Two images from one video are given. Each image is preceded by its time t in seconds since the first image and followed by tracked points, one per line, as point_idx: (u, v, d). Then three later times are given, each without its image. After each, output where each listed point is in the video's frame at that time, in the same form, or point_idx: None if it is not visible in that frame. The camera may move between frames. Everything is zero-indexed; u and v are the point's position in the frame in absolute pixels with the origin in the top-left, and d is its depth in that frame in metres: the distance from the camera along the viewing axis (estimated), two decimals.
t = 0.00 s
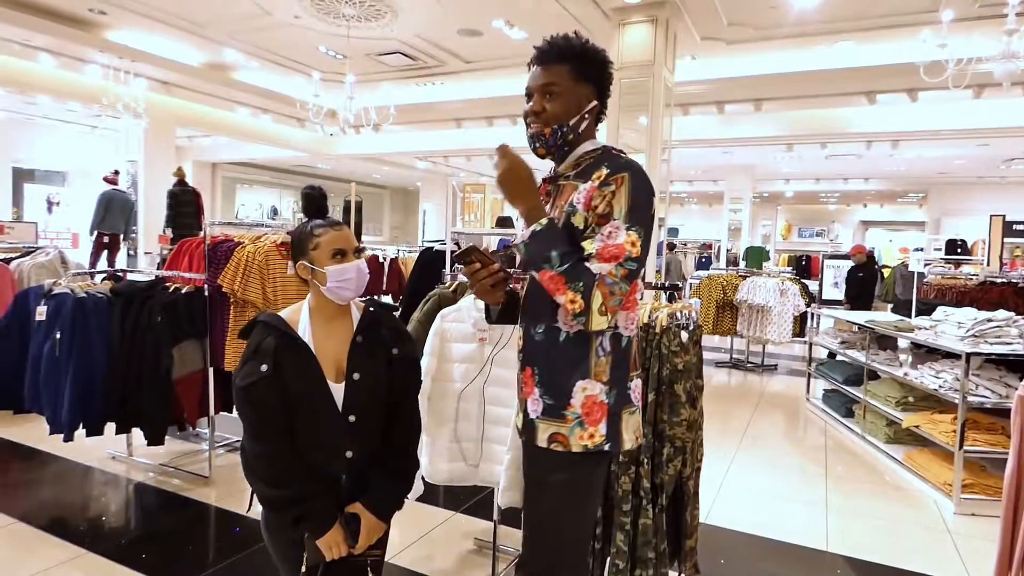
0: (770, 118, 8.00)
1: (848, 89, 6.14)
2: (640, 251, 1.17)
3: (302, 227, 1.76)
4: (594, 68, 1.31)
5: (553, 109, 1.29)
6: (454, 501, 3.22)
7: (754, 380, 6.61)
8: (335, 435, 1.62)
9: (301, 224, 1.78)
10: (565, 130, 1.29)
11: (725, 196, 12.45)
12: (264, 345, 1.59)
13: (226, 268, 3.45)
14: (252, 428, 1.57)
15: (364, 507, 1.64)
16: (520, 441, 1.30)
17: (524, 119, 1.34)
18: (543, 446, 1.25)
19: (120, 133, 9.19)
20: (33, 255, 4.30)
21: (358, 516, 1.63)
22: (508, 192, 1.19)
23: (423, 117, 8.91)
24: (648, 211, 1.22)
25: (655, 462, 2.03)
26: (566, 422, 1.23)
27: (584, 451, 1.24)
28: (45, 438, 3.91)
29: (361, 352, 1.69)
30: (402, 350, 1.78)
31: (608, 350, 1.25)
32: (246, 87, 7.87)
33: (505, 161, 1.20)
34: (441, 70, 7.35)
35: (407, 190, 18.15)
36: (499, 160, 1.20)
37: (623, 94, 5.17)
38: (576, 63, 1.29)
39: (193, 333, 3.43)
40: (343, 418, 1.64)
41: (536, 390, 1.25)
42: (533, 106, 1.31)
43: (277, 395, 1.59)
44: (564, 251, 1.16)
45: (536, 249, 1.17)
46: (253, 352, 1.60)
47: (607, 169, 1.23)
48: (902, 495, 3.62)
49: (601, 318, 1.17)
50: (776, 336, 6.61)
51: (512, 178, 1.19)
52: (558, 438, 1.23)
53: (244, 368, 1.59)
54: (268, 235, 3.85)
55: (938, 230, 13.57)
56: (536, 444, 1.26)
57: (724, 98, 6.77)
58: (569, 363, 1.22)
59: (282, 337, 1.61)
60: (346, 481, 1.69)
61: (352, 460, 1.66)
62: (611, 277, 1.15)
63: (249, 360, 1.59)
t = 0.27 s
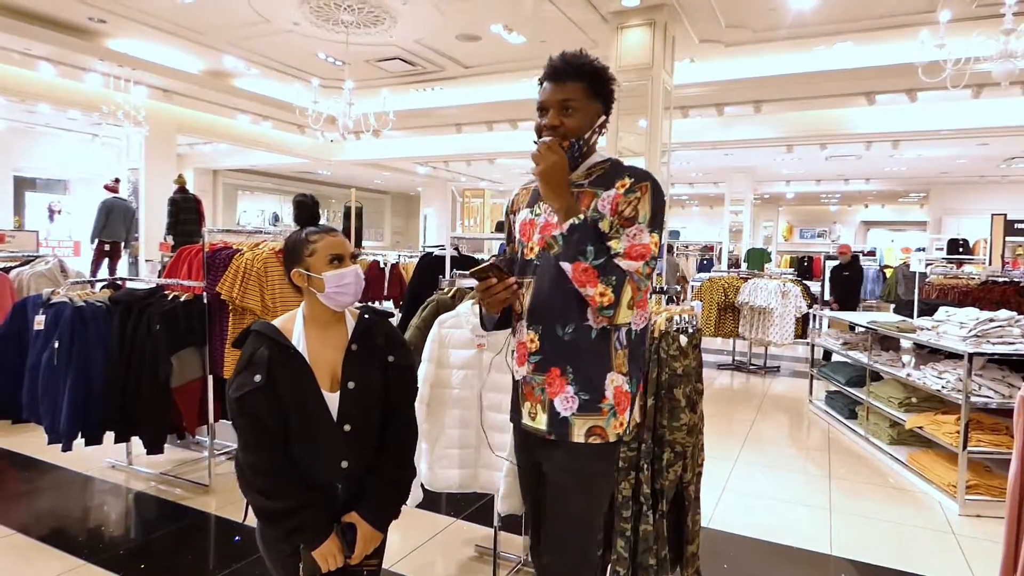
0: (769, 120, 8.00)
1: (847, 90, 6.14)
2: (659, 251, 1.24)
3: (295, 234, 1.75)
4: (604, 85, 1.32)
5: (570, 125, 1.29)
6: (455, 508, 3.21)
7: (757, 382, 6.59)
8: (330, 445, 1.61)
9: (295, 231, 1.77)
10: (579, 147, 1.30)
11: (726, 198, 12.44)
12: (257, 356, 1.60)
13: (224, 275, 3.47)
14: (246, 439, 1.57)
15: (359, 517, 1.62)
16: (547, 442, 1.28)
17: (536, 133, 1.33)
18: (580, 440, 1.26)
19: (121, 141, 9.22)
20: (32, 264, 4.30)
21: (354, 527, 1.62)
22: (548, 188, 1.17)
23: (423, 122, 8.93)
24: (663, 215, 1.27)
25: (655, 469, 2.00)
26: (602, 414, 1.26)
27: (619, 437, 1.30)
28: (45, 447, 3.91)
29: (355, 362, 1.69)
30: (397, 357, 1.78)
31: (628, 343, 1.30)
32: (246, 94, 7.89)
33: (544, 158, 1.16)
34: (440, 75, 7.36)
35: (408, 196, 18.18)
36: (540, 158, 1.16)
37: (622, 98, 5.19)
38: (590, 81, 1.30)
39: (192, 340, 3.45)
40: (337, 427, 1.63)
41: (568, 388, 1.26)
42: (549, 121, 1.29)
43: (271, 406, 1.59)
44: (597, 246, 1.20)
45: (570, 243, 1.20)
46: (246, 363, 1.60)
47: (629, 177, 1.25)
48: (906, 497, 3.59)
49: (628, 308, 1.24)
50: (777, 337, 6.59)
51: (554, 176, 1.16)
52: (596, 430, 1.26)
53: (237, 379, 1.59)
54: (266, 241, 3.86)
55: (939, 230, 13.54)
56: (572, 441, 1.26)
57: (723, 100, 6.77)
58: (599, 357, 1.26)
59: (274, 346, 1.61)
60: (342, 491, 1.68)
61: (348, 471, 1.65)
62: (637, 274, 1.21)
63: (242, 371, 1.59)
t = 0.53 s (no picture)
0: (770, 122, 8.00)
1: (848, 91, 6.13)
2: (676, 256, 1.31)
3: (289, 235, 1.74)
4: (622, 95, 1.34)
5: (594, 133, 1.29)
6: (452, 510, 3.20)
7: (756, 384, 6.58)
8: (325, 447, 1.61)
9: (287, 232, 1.76)
10: (601, 155, 1.32)
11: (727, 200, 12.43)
12: (250, 358, 1.58)
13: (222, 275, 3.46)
14: (239, 442, 1.55)
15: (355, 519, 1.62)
16: (568, 442, 1.28)
17: (556, 137, 1.32)
18: (604, 437, 1.28)
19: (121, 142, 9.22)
20: (30, 265, 4.30)
21: (350, 529, 1.62)
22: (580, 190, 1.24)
23: (423, 123, 8.93)
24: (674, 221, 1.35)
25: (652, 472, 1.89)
26: (622, 411, 1.29)
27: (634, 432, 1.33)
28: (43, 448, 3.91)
29: (349, 363, 1.69)
30: (391, 357, 1.77)
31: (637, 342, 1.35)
32: (246, 95, 7.89)
33: (577, 158, 1.21)
34: (440, 76, 7.37)
35: (409, 197, 18.18)
36: (572, 159, 1.20)
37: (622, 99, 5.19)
38: (612, 92, 1.31)
39: (189, 341, 3.45)
40: (333, 429, 1.63)
41: (591, 386, 1.28)
42: (575, 128, 1.28)
43: (264, 408, 1.57)
44: (625, 249, 1.27)
45: (602, 244, 1.27)
46: (238, 366, 1.58)
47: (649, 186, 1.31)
48: (905, 499, 3.58)
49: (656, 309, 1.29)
50: (777, 339, 6.58)
51: (586, 180, 1.23)
52: (618, 426, 1.28)
53: (229, 381, 1.57)
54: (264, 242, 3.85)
55: (940, 231, 13.53)
56: (597, 438, 1.28)
57: (723, 102, 6.76)
58: (620, 355, 1.30)
59: (267, 348, 1.60)
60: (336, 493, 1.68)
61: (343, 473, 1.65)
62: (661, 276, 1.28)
63: (234, 374, 1.58)
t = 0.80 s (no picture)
0: (767, 123, 8.00)
1: (844, 92, 6.13)
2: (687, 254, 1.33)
3: (280, 239, 1.73)
4: (631, 96, 1.35)
5: (605, 134, 1.30)
6: (450, 513, 3.19)
7: (756, 385, 6.58)
8: (320, 453, 1.60)
9: (278, 237, 1.75)
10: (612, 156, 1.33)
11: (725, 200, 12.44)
12: (241, 365, 1.57)
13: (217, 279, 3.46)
14: (232, 450, 1.54)
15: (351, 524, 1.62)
16: (592, 442, 1.28)
17: (567, 139, 1.33)
18: (627, 434, 1.29)
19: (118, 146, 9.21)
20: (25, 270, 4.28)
21: (346, 534, 1.62)
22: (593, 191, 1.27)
23: (421, 126, 8.93)
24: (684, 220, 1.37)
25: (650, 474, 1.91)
26: (643, 408, 1.31)
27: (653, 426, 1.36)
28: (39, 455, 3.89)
29: (342, 367, 1.68)
30: (385, 361, 1.77)
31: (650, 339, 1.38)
32: (243, 98, 7.89)
33: (590, 158, 1.24)
34: (438, 79, 7.37)
35: (407, 200, 18.18)
36: (586, 160, 1.24)
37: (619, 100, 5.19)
38: (622, 93, 1.32)
39: (185, 346, 3.43)
40: (327, 435, 1.62)
41: (614, 387, 1.28)
42: (587, 129, 1.29)
43: (258, 415, 1.56)
44: (638, 250, 1.29)
45: (615, 245, 1.30)
46: (230, 372, 1.57)
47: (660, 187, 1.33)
48: (904, 498, 3.58)
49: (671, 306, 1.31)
50: (776, 340, 6.58)
51: (599, 181, 1.26)
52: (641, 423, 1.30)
53: (221, 389, 1.56)
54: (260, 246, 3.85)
55: (938, 231, 13.54)
56: (620, 436, 1.29)
57: (720, 103, 6.76)
58: (638, 352, 1.32)
59: (259, 354, 1.59)
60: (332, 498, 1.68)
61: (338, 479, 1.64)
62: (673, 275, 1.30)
63: (225, 381, 1.56)
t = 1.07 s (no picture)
0: (763, 125, 8.02)
1: (840, 94, 6.14)
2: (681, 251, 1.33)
3: (272, 240, 1.72)
4: (621, 96, 1.35)
5: (596, 135, 1.30)
6: (448, 517, 3.18)
7: (754, 386, 6.57)
8: (312, 456, 1.59)
9: (270, 238, 1.75)
10: (603, 157, 1.33)
11: (722, 202, 12.44)
12: (231, 367, 1.55)
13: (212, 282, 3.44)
14: (225, 453, 1.53)
15: (344, 529, 1.60)
16: (592, 442, 1.28)
17: (559, 141, 1.33)
18: (625, 433, 1.29)
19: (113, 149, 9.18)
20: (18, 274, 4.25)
21: (338, 539, 1.60)
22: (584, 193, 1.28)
23: (418, 129, 8.92)
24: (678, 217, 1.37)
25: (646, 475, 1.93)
26: (639, 405, 1.30)
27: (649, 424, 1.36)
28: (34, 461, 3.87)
29: (333, 369, 1.67)
30: (379, 363, 1.75)
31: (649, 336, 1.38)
32: (239, 101, 7.88)
33: (580, 160, 1.25)
34: (435, 81, 7.37)
35: (404, 202, 18.17)
36: (578, 163, 1.25)
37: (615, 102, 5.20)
38: (612, 93, 1.32)
39: (180, 350, 3.39)
40: (319, 439, 1.61)
41: (611, 386, 1.29)
42: (578, 132, 1.30)
43: (248, 419, 1.55)
44: (632, 249, 1.30)
45: (609, 245, 1.30)
46: (221, 375, 1.56)
47: (653, 186, 1.32)
48: (901, 499, 3.58)
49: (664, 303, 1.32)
50: (774, 341, 6.58)
51: (590, 183, 1.26)
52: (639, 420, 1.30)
53: (212, 392, 1.55)
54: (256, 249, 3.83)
55: (935, 233, 13.57)
56: (618, 435, 1.28)
57: (716, 105, 6.77)
58: (635, 350, 1.31)
59: (250, 357, 1.57)
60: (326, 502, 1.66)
61: (330, 482, 1.63)
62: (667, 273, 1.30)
63: (216, 384, 1.56)
